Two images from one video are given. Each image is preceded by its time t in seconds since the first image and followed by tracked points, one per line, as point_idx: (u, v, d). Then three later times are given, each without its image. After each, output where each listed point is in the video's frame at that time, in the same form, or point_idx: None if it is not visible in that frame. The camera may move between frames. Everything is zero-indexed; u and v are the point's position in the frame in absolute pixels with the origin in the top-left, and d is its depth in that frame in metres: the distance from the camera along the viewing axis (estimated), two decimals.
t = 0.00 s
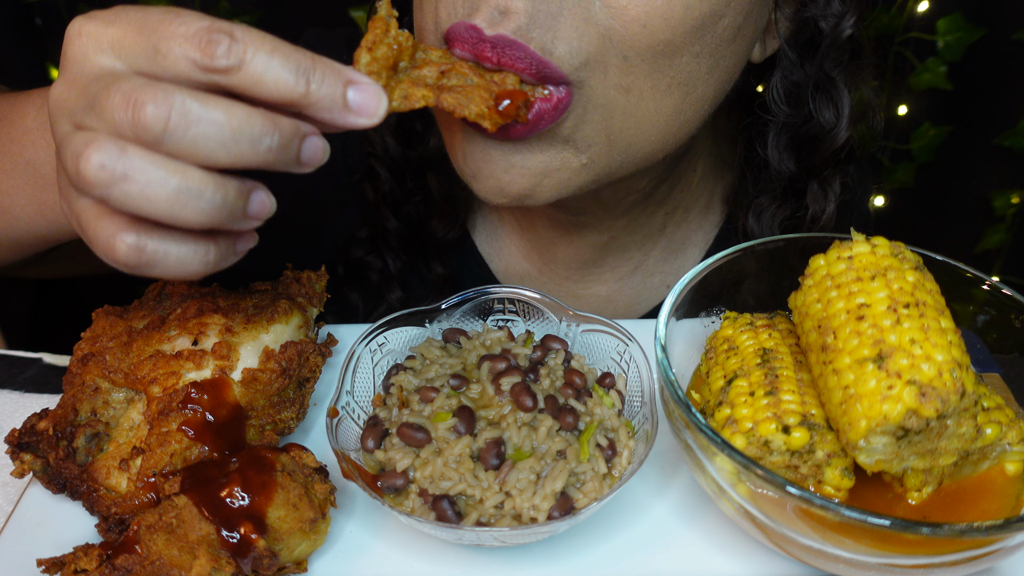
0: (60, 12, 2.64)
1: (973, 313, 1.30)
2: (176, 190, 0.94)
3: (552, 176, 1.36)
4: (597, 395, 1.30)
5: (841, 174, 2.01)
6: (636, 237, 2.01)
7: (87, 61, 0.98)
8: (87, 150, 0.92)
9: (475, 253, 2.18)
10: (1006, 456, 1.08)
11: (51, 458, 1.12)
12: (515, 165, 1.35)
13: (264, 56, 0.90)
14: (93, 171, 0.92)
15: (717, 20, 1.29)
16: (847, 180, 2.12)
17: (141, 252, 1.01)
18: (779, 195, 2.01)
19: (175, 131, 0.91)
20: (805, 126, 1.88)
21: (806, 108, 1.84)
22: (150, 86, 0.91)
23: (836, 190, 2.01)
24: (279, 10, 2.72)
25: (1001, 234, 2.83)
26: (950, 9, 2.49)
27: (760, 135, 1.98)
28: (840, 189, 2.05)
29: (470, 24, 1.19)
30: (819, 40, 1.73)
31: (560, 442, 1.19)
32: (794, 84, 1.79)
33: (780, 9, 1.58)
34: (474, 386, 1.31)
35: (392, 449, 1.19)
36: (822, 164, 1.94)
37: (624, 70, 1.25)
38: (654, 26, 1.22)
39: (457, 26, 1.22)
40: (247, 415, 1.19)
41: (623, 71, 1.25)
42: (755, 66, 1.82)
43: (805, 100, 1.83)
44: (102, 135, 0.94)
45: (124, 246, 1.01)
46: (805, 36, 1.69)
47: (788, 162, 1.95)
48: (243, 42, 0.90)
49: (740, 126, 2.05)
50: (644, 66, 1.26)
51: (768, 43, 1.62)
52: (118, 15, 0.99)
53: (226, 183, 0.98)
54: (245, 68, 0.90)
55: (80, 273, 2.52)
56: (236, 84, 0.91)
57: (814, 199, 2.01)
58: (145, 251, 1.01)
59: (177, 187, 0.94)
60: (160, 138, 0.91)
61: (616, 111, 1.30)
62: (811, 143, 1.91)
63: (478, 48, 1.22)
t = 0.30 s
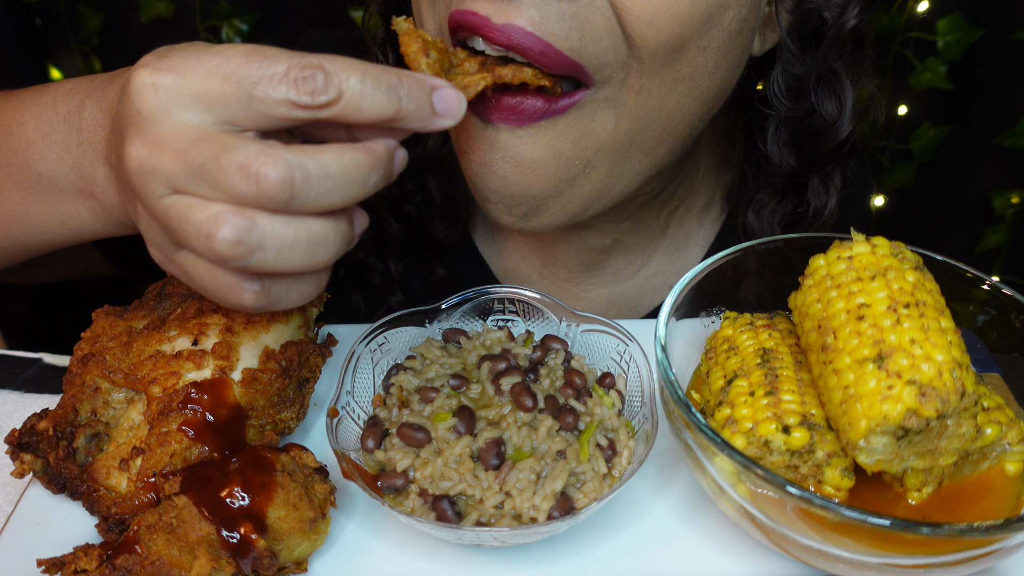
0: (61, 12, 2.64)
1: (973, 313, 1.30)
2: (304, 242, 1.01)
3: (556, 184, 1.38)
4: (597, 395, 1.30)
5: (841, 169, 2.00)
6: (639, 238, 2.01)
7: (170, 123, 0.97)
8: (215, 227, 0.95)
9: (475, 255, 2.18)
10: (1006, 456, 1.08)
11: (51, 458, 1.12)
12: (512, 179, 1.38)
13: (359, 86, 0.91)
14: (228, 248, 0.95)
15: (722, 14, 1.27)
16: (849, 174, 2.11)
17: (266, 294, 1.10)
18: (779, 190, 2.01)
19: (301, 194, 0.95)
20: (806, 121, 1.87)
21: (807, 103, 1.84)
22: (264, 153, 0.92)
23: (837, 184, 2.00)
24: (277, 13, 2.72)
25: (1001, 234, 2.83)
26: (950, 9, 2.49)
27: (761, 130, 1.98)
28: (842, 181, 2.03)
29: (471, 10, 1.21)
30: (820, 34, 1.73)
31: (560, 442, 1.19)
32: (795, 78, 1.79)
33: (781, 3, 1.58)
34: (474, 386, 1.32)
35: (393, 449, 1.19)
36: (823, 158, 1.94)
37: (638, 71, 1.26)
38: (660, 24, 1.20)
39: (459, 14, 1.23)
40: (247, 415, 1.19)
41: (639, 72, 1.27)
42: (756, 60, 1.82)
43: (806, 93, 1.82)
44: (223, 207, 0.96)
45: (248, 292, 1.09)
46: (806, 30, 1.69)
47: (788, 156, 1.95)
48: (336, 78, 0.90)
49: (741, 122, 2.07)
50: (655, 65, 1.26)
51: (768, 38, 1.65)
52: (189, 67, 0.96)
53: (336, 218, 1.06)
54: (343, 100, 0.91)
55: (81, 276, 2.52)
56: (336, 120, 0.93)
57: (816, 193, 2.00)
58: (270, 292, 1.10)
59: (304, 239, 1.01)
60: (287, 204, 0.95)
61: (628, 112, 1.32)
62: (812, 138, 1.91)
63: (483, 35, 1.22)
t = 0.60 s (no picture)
0: (61, 12, 2.64)
1: (973, 313, 1.30)
2: (310, 259, 1.01)
3: (548, 190, 1.37)
4: (597, 395, 1.30)
5: (841, 169, 2.00)
6: (638, 233, 2.00)
7: (181, 137, 0.96)
8: (223, 243, 0.95)
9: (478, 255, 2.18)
10: (1006, 456, 1.08)
11: (51, 458, 1.13)
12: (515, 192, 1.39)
13: (368, 110, 0.91)
14: (234, 265, 0.96)
15: (714, 18, 1.27)
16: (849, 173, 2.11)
17: (272, 308, 1.10)
18: (779, 189, 2.00)
19: (310, 214, 0.94)
20: (805, 121, 1.87)
21: (806, 103, 1.84)
22: (275, 173, 0.92)
23: (836, 184, 2.00)
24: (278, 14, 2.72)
25: (1001, 233, 2.83)
26: (950, 9, 2.49)
27: (761, 130, 1.97)
28: (841, 183, 2.04)
29: (460, 13, 1.19)
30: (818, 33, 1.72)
31: (560, 442, 1.19)
32: (795, 78, 1.78)
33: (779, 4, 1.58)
34: (474, 386, 1.32)
35: (393, 449, 1.19)
36: (821, 157, 1.94)
37: (625, 71, 1.24)
38: (653, 26, 1.19)
39: (449, 15, 1.21)
40: (247, 415, 1.19)
41: (625, 73, 1.25)
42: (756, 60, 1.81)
43: (806, 94, 1.82)
44: (231, 224, 0.96)
45: (252, 307, 1.08)
46: (804, 31, 1.69)
47: (788, 156, 1.93)
48: (347, 103, 0.91)
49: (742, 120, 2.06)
50: (644, 67, 1.25)
51: (767, 38, 1.64)
52: (199, 83, 0.95)
53: (342, 236, 1.05)
54: (353, 126, 0.92)
55: (81, 275, 2.52)
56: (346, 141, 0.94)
57: (814, 193, 2.00)
58: (275, 306, 1.10)
59: (310, 256, 1.01)
60: (296, 223, 0.95)
61: (616, 113, 1.30)
62: (811, 138, 1.91)
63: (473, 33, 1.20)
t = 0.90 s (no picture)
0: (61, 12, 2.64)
1: (973, 313, 1.30)
2: (318, 289, 1.01)
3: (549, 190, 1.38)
4: (597, 395, 1.30)
5: (840, 166, 1.99)
6: (638, 230, 1.99)
7: (183, 172, 0.91)
8: (234, 278, 0.95)
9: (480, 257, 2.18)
10: (1006, 456, 1.08)
11: (51, 458, 1.12)
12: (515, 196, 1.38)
13: (372, 149, 0.93)
14: (247, 301, 0.96)
15: (704, 16, 1.27)
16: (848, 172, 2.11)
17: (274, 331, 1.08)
18: (778, 187, 2.00)
19: (325, 248, 0.95)
20: (803, 117, 1.87)
21: (803, 99, 1.84)
22: (287, 212, 0.91)
23: (835, 182, 1.99)
24: (277, 15, 2.72)
25: (1001, 234, 2.83)
26: (950, 9, 2.49)
27: (759, 127, 1.96)
28: (840, 180, 2.03)
29: (447, 12, 1.17)
30: (813, 28, 1.72)
31: (560, 442, 1.19)
32: (792, 74, 1.78)
33: None
34: (474, 386, 1.32)
35: (393, 449, 1.19)
36: (817, 154, 1.95)
37: (609, 72, 1.22)
38: (637, 24, 1.18)
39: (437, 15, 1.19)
40: (247, 415, 1.19)
41: (605, 74, 1.22)
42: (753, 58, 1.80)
43: (803, 89, 1.82)
44: (243, 259, 0.95)
45: (252, 330, 1.07)
46: (800, 25, 1.69)
47: (788, 153, 1.93)
48: (354, 146, 0.91)
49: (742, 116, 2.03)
50: (627, 66, 1.23)
51: (767, 34, 1.63)
52: (200, 115, 0.88)
53: (347, 261, 1.05)
54: (355, 167, 0.94)
55: (81, 274, 2.52)
56: (352, 175, 0.96)
57: (813, 190, 2.00)
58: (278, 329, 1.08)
59: (318, 287, 1.01)
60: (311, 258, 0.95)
61: (604, 115, 1.28)
62: (809, 132, 1.91)
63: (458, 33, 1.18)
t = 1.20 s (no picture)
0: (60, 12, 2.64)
1: (973, 313, 1.30)
2: (361, 280, 1.01)
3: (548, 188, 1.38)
4: (597, 395, 1.30)
5: (841, 160, 1.98)
6: (646, 237, 2.02)
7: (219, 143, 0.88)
8: (280, 263, 0.93)
9: (483, 259, 2.19)
10: (1006, 456, 1.08)
11: (51, 458, 1.12)
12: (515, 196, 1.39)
13: (421, 136, 0.93)
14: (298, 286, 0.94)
15: (701, 10, 1.25)
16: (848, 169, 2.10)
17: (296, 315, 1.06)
18: (778, 182, 2.00)
19: (382, 234, 0.96)
20: (803, 110, 1.87)
21: (804, 92, 1.83)
22: (353, 196, 0.91)
23: (835, 176, 1.98)
24: (278, 17, 2.72)
25: (1001, 233, 2.83)
26: (950, 9, 2.49)
27: (758, 122, 1.95)
28: (841, 173, 2.01)
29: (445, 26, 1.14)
30: (813, 19, 1.71)
31: (560, 442, 1.19)
32: (793, 67, 1.77)
33: None
34: (474, 386, 1.32)
35: (393, 449, 1.19)
36: (820, 149, 1.94)
37: (606, 78, 1.23)
38: (627, 22, 1.17)
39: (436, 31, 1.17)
40: (247, 415, 1.19)
41: (603, 82, 1.23)
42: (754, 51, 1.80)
43: (804, 82, 1.81)
44: (294, 241, 0.93)
45: (277, 317, 1.05)
46: (801, 16, 1.69)
47: (788, 147, 1.92)
48: (408, 132, 0.91)
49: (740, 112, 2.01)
50: (624, 71, 1.23)
51: (767, 26, 1.64)
52: (260, 93, 0.86)
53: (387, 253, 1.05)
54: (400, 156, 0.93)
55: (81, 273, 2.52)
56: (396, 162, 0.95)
57: (813, 185, 1.98)
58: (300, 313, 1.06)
59: (363, 277, 1.01)
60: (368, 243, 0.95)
61: (602, 126, 1.29)
62: (809, 127, 1.90)
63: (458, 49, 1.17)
